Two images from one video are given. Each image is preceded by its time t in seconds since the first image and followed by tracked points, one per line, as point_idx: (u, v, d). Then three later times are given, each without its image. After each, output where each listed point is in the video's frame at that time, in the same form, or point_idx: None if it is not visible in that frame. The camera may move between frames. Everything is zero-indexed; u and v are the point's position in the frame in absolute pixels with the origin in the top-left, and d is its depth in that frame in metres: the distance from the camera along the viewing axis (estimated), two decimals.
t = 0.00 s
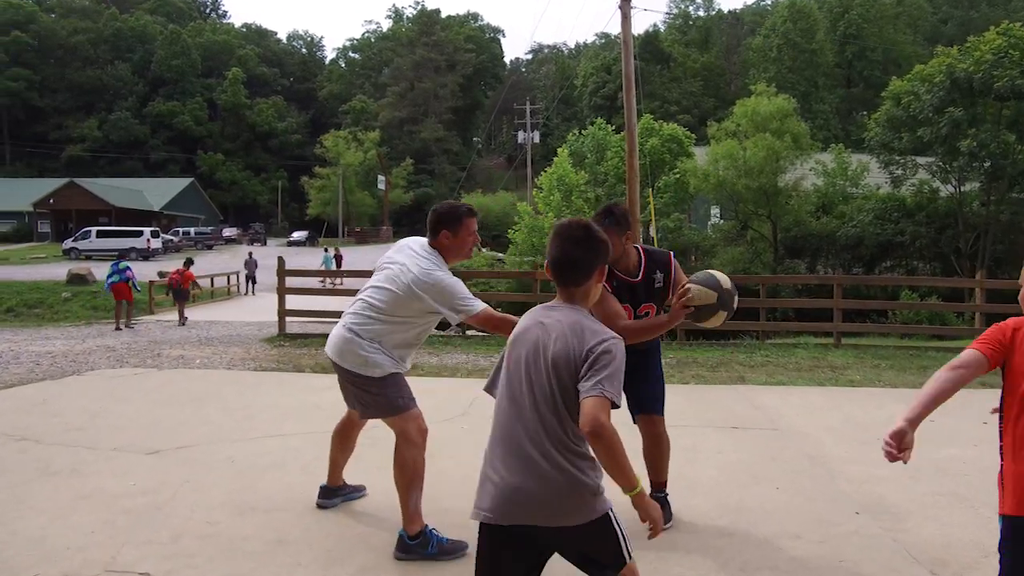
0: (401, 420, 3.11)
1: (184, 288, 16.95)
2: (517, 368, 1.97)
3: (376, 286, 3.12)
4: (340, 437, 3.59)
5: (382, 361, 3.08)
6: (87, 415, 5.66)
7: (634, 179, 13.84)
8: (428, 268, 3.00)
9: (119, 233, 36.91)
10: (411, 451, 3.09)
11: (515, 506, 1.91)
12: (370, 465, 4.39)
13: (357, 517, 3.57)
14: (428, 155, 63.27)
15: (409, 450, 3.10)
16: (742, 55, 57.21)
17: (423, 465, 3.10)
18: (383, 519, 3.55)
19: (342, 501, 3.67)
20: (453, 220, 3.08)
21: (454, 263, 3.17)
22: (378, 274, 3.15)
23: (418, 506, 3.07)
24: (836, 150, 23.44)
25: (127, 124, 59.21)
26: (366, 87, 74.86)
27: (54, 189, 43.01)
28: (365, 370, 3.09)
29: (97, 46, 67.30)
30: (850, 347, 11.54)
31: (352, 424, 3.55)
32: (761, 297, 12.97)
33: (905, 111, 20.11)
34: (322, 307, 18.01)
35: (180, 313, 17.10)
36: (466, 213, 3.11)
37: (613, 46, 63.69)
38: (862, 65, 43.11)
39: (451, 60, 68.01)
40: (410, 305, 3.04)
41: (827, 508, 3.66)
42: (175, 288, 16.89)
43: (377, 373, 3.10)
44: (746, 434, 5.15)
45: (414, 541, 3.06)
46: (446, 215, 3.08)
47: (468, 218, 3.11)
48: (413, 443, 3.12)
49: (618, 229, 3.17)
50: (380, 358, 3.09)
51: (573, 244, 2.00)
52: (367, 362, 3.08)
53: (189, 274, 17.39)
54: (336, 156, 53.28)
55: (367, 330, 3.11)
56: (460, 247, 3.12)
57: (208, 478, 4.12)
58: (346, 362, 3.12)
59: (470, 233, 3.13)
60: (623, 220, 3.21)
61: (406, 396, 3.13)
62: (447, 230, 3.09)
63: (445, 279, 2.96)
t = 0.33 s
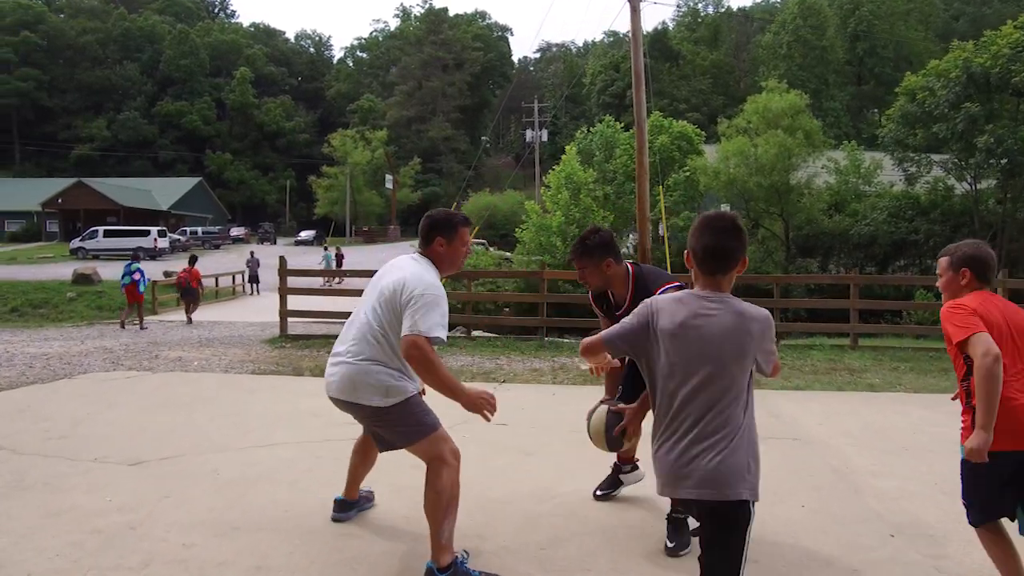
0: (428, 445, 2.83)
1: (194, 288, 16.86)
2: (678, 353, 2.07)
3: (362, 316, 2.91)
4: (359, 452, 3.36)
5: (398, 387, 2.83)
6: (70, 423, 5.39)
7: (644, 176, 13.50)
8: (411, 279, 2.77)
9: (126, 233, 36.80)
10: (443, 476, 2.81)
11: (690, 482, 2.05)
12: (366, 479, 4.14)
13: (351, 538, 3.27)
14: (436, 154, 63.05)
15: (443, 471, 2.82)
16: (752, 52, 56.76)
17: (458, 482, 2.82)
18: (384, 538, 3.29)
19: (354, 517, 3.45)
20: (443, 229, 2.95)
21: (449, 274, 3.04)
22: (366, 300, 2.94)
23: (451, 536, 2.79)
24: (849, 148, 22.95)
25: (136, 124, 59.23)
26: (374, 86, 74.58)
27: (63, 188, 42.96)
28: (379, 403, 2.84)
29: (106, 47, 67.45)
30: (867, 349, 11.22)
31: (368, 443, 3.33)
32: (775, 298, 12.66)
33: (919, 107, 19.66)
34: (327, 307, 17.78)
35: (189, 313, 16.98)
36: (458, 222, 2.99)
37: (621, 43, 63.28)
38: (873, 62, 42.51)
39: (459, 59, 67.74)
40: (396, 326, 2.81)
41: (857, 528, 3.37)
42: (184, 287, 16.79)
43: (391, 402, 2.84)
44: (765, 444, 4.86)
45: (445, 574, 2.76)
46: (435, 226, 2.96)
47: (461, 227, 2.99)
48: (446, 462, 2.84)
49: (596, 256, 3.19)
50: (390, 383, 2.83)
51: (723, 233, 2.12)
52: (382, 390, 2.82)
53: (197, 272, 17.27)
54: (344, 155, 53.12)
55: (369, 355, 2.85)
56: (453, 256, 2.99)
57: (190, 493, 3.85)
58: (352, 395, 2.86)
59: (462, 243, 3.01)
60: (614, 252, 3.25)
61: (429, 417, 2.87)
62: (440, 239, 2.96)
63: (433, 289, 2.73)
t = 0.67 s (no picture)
0: (358, 445, 2.66)
1: (201, 285, 16.74)
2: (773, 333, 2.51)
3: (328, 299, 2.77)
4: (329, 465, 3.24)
5: (338, 381, 2.66)
6: (52, 430, 5.11)
7: (653, 174, 13.19)
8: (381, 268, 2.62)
9: (131, 232, 36.55)
10: (366, 484, 2.61)
11: (791, 446, 2.44)
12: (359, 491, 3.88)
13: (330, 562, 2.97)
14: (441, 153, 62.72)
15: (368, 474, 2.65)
16: (759, 50, 56.29)
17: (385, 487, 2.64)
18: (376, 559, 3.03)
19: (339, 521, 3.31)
20: (431, 232, 2.82)
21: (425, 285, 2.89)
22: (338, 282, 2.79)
23: (361, 551, 2.59)
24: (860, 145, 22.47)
25: (141, 123, 59.04)
26: (379, 84, 74.21)
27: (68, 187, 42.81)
28: (317, 394, 2.68)
29: (111, 45, 67.26)
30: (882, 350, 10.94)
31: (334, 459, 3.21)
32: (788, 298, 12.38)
33: (933, 103, 19.34)
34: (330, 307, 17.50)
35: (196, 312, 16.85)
36: (447, 228, 2.86)
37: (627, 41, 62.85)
38: (882, 60, 41.88)
39: (464, 57, 67.42)
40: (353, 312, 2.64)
41: (889, 561, 3.13)
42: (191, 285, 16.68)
43: (327, 394, 2.67)
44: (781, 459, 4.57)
45: None
46: (423, 227, 2.82)
47: (449, 235, 2.87)
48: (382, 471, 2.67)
49: (598, 270, 2.97)
50: (332, 375, 2.66)
51: (798, 237, 2.58)
52: (318, 379, 2.66)
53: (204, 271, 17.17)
54: (349, 154, 52.89)
55: (320, 341, 2.68)
56: (431, 265, 2.83)
57: (167, 509, 3.58)
58: (291, 379, 2.70)
59: (444, 251, 2.86)
60: (624, 269, 2.95)
61: (369, 419, 2.69)
62: (427, 242, 2.81)
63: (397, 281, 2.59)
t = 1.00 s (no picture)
0: (340, 464, 2.42)
1: (211, 284, 16.68)
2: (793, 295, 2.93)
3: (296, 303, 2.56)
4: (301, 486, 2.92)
5: (304, 395, 2.41)
6: (29, 437, 4.84)
7: (661, 172, 12.89)
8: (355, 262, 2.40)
9: (136, 232, 36.38)
10: (345, 506, 2.40)
11: (810, 398, 2.90)
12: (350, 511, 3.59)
13: None
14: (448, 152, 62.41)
15: (345, 496, 2.41)
16: (767, 48, 55.82)
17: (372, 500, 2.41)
18: None
19: (299, 550, 3.03)
20: (409, 220, 2.61)
21: (409, 279, 2.69)
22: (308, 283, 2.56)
23: None
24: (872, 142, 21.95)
25: (148, 123, 58.95)
26: (385, 83, 73.94)
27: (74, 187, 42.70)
28: (279, 408, 2.45)
29: (118, 46, 67.22)
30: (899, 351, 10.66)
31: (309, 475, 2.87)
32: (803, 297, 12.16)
33: (946, 98, 19.03)
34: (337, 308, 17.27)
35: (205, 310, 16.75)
36: (429, 215, 2.65)
37: (634, 39, 62.48)
38: (891, 57, 41.30)
39: (470, 56, 67.13)
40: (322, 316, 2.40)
41: None
42: (201, 283, 16.63)
43: (298, 409, 2.43)
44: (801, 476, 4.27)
45: None
46: (403, 216, 2.61)
47: (432, 221, 2.64)
48: (367, 478, 2.44)
49: (613, 231, 2.56)
50: (297, 389, 2.42)
51: (796, 213, 3.03)
52: (280, 393, 2.44)
53: (215, 270, 17.13)
54: (355, 153, 52.68)
55: (285, 352, 2.47)
56: (418, 254, 2.63)
57: (138, 529, 3.29)
58: (258, 397, 2.49)
59: (430, 239, 2.66)
60: (648, 220, 2.58)
61: (345, 436, 2.43)
62: (405, 230, 2.60)
63: (374, 285, 2.33)
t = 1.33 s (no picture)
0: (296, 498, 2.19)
1: (230, 283, 16.54)
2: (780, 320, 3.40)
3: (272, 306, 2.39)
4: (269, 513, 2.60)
5: (261, 418, 2.19)
6: (21, 445, 4.62)
7: (681, 168, 12.48)
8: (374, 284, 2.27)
9: (153, 232, 36.41)
10: (307, 544, 2.17)
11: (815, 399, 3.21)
12: (355, 533, 3.32)
13: None
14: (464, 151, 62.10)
15: (307, 539, 2.18)
16: (786, 44, 55.08)
17: (340, 533, 2.18)
18: None
19: None
20: (398, 235, 2.37)
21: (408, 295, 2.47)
22: (285, 291, 2.35)
23: None
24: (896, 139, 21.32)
25: (166, 124, 59.16)
26: (402, 83, 73.78)
27: (93, 187, 42.86)
28: (225, 431, 2.23)
29: (137, 46, 67.47)
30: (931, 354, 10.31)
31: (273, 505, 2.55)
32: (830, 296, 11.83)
33: (974, 93, 18.49)
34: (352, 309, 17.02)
35: (224, 310, 16.64)
36: (423, 224, 2.39)
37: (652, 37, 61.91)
38: (913, 53, 40.49)
39: (487, 55, 66.78)
40: (317, 341, 2.22)
41: None
42: (220, 283, 16.50)
43: (248, 438, 2.20)
44: (833, 501, 4.01)
45: None
46: (394, 226, 2.37)
47: (427, 232, 2.38)
48: (328, 506, 2.21)
49: (634, 253, 2.25)
50: (248, 410, 2.20)
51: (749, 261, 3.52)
52: (229, 416, 2.21)
53: (233, 269, 17.00)
54: (372, 153, 52.57)
55: (237, 369, 2.24)
56: (413, 269, 2.40)
57: (118, 555, 3.03)
58: (205, 417, 2.27)
59: (428, 251, 2.40)
60: (669, 239, 2.32)
61: (305, 466, 2.21)
62: (393, 247, 2.38)
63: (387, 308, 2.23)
